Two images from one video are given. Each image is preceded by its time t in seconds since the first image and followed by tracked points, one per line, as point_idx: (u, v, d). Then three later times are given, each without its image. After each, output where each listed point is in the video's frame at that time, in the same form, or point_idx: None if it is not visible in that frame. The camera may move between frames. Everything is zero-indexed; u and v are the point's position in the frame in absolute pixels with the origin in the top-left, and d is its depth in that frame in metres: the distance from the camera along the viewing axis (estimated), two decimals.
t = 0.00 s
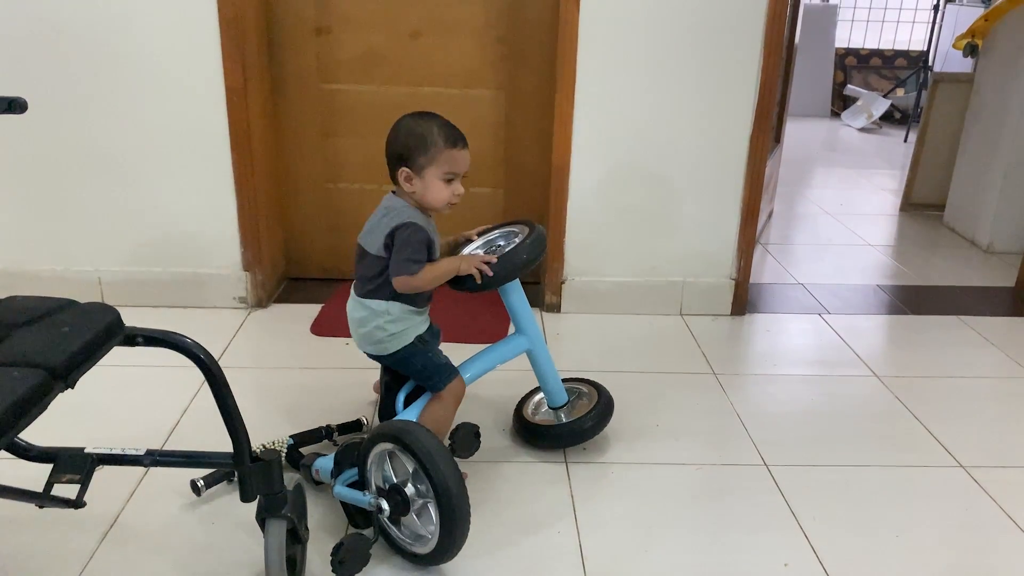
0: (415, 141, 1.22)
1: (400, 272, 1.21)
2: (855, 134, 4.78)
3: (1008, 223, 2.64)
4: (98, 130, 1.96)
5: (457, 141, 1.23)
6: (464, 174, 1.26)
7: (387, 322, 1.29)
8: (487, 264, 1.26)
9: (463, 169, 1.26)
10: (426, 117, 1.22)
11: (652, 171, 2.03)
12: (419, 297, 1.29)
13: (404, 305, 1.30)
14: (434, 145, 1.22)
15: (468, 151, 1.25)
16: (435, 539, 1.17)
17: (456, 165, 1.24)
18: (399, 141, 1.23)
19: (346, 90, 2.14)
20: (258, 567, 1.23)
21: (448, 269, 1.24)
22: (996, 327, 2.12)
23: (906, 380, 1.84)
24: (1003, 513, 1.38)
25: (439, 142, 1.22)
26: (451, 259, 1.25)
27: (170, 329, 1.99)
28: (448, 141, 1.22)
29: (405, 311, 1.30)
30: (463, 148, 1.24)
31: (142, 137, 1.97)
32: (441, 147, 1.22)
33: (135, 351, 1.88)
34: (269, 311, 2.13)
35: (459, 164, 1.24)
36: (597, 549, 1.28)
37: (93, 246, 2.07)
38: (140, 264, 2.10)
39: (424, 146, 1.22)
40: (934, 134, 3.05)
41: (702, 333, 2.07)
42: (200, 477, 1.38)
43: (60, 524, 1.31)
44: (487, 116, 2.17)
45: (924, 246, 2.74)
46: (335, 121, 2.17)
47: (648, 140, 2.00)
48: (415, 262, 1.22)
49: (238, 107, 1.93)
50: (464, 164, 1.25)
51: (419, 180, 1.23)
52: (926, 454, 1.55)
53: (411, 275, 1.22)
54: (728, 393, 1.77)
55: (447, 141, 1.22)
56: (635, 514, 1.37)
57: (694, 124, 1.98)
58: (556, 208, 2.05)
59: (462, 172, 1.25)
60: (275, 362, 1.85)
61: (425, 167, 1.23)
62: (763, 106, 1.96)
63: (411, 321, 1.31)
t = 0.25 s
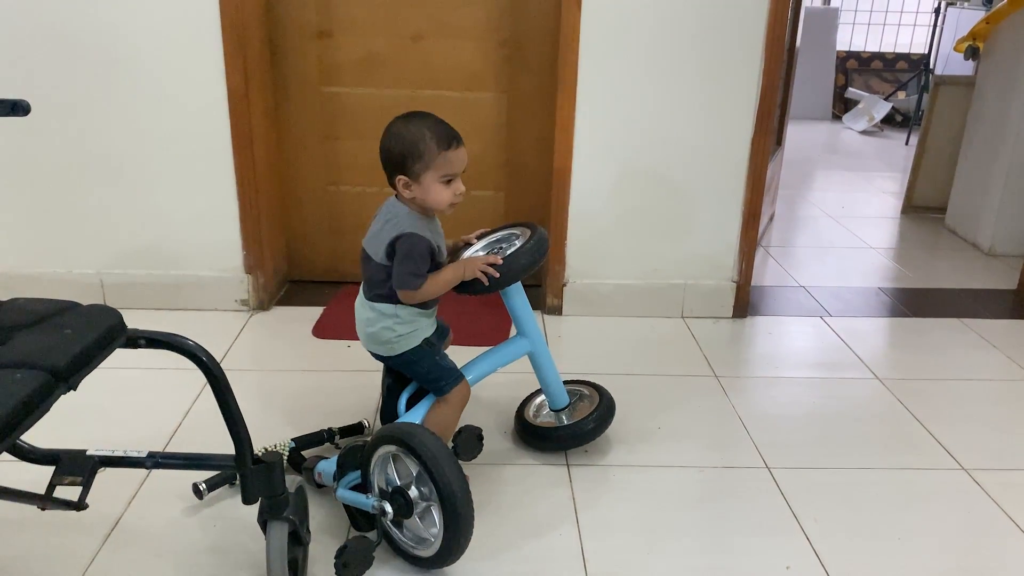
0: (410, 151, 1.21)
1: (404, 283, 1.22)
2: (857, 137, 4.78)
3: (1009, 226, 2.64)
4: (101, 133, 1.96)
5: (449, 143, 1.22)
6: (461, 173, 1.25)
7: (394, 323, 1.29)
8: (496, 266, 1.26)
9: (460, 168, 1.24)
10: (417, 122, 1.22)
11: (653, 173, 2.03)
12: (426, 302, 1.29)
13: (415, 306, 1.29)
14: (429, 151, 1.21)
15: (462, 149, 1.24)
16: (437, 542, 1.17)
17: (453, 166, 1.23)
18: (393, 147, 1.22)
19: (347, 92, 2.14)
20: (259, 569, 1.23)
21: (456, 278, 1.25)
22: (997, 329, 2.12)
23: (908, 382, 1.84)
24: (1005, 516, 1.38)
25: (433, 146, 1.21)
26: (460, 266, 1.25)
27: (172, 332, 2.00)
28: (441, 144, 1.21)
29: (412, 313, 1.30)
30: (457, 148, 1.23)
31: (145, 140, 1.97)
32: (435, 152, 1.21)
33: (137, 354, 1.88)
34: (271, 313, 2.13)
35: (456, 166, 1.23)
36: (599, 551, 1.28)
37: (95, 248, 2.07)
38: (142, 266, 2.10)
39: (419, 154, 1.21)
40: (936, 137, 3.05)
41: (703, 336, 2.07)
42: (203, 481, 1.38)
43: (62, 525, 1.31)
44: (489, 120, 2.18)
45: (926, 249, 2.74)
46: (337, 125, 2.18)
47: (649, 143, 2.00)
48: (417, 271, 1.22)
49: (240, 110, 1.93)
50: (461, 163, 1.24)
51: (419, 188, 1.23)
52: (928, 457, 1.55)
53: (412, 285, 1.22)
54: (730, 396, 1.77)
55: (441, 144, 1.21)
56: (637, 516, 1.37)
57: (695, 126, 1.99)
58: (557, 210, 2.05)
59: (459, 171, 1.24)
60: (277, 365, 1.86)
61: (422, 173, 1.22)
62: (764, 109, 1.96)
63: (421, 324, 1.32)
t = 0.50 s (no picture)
0: (392, 152, 1.22)
1: (393, 285, 1.21)
2: (858, 139, 4.78)
3: (1011, 228, 2.64)
4: (103, 135, 1.97)
5: (429, 140, 1.22)
6: (446, 170, 1.25)
7: (387, 328, 1.30)
8: (496, 264, 1.26)
9: (444, 166, 1.24)
10: (397, 123, 1.22)
11: (655, 175, 2.03)
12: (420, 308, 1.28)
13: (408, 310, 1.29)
14: (410, 150, 1.21)
15: (444, 146, 1.23)
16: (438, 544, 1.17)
17: (434, 164, 1.22)
18: (377, 152, 1.24)
19: (348, 94, 2.14)
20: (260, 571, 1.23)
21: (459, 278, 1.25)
22: (1000, 331, 2.11)
23: (910, 384, 1.83)
24: (1008, 518, 1.38)
25: (412, 144, 1.21)
26: (461, 265, 1.25)
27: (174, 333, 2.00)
28: (420, 142, 1.21)
29: (406, 316, 1.30)
30: (439, 145, 1.23)
31: (147, 142, 1.97)
32: (415, 151, 1.21)
33: (138, 355, 1.88)
34: (273, 315, 2.14)
35: (436, 163, 1.22)
36: (600, 553, 1.28)
37: (97, 250, 2.08)
38: (144, 268, 2.10)
39: (400, 154, 1.21)
40: (937, 139, 3.04)
41: (705, 337, 2.07)
42: (203, 483, 1.37)
43: (63, 527, 1.31)
44: (490, 122, 2.18)
45: (928, 251, 2.73)
46: (339, 127, 2.18)
47: (651, 144, 2.00)
48: (404, 271, 1.21)
49: (242, 112, 1.93)
50: (444, 160, 1.23)
51: (404, 190, 1.23)
52: (931, 459, 1.54)
53: (410, 288, 1.22)
54: (732, 398, 1.77)
55: (420, 142, 1.21)
56: (638, 518, 1.37)
57: (696, 128, 1.99)
58: (558, 212, 2.05)
59: (442, 168, 1.23)
60: (279, 366, 1.86)
61: (404, 174, 1.23)
62: (765, 111, 1.96)
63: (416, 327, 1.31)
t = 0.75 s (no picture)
0: (360, 152, 1.24)
1: (341, 284, 1.25)
2: (862, 144, 4.79)
3: (1015, 233, 2.63)
4: (109, 141, 1.98)
5: (384, 143, 1.19)
6: (405, 176, 1.21)
7: (383, 335, 1.32)
8: (433, 289, 1.21)
9: (402, 172, 1.20)
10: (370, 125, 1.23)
11: (658, 180, 2.03)
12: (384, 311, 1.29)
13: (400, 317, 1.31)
14: (366, 152, 1.21)
15: (401, 150, 1.19)
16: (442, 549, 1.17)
17: (386, 167, 1.20)
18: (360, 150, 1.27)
19: (352, 100, 2.15)
20: None
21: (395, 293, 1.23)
22: (1004, 336, 2.11)
23: (915, 390, 1.83)
24: (1013, 523, 1.37)
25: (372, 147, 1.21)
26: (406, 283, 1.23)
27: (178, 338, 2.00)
28: (376, 145, 1.20)
29: (399, 323, 1.32)
30: (395, 149, 1.19)
31: (152, 148, 1.98)
32: (371, 154, 1.20)
33: (143, 361, 1.89)
34: (277, 320, 2.14)
35: (389, 167, 1.20)
36: (604, 558, 1.28)
37: (102, 256, 2.08)
38: (149, 274, 2.11)
39: (363, 156, 1.22)
40: (941, 144, 3.04)
41: (709, 343, 2.07)
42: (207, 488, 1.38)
43: (68, 532, 1.31)
44: (494, 127, 2.18)
45: (932, 256, 2.73)
46: (343, 133, 2.19)
47: (654, 150, 2.00)
48: (354, 273, 1.24)
49: (246, 117, 1.94)
50: (398, 165, 1.20)
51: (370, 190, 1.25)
52: (935, 464, 1.54)
53: (344, 286, 1.25)
54: (736, 403, 1.76)
55: (375, 145, 1.20)
56: (642, 523, 1.36)
57: (699, 133, 1.99)
58: (562, 218, 2.06)
59: (396, 173, 1.20)
60: (283, 371, 1.86)
61: (368, 176, 1.23)
62: (768, 117, 1.97)
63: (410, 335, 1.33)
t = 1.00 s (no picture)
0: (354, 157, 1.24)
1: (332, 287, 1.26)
2: (863, 148, 4.79)
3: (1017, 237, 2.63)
4: (111, 146, 1.98)
5: (377, 148, 1.20)
6: (398, 181, 1.21)
7: (384, 341, 1.32)
8: (416, 304, 1.21)
9: (394, 177, 1.20)
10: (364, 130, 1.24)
11: (660, 185, 2.03)
12: (377, 317, 1.29)
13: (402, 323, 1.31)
14: (360, 157, 1.22)
15: (393, 156, 1.19)
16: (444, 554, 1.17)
17: (378, 173, 1.20)
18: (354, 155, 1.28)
19: (354, 104, 2.16)
20: None
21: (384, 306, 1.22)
22: (1006, 341, 2.11)
23: (917, 394, 1.83)
24: (1016, 529, 1.37)
25: (364, 152, 1.21)
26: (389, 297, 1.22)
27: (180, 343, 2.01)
28: (369, 150, 1.20)
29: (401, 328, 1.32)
30: (387, 154, 1.19)
31: (154, 153, 1.99)
32: (364, 159, 1.21)
33: (145, 365, 1.89)
34: (278, 325, 2.14)
35: (382, 172, 1.20)
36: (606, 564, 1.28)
37: (104, 260, 2.09)
38: (151, 278, 2.11)
39: (357, 161, 1.23)
40: (942, 148, 3.04)
41: (711, 347, 2.07)
42: (209, 492, 1.38)
43: (70, 537, 1.31)
44: (496, 132, 2.19)
45: (934, 260, 2.73)
46: (345, 137, 2.19)
47: (655, 154, 2.00)
48: (343, 277, 1.25)
49: (249, 122, 1.95)
50: (390, 170, 1.20)
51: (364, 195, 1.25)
52: (937, 469, 1.54)
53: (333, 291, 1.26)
54: (737, 407, 1.76)
55: (369, 150, 1.20)
56: (644, 528, 1.36)
57: (701, 138, 1.99)
58: (564, 222, 2.06)
59: (389, 178, 1.20)
60: (285, 376, 1.86)
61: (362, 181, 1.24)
62: (769, 121, 1.97)
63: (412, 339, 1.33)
